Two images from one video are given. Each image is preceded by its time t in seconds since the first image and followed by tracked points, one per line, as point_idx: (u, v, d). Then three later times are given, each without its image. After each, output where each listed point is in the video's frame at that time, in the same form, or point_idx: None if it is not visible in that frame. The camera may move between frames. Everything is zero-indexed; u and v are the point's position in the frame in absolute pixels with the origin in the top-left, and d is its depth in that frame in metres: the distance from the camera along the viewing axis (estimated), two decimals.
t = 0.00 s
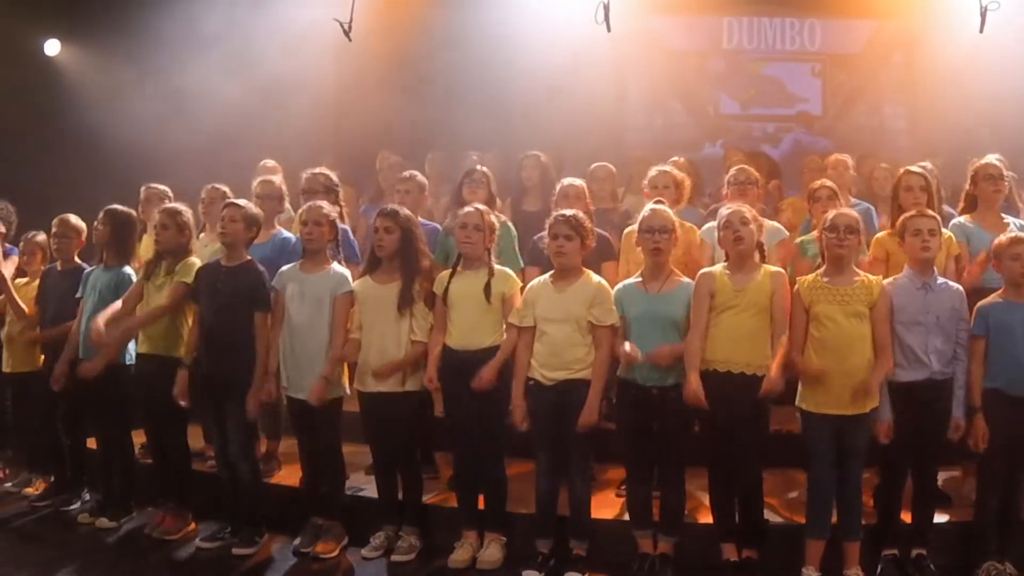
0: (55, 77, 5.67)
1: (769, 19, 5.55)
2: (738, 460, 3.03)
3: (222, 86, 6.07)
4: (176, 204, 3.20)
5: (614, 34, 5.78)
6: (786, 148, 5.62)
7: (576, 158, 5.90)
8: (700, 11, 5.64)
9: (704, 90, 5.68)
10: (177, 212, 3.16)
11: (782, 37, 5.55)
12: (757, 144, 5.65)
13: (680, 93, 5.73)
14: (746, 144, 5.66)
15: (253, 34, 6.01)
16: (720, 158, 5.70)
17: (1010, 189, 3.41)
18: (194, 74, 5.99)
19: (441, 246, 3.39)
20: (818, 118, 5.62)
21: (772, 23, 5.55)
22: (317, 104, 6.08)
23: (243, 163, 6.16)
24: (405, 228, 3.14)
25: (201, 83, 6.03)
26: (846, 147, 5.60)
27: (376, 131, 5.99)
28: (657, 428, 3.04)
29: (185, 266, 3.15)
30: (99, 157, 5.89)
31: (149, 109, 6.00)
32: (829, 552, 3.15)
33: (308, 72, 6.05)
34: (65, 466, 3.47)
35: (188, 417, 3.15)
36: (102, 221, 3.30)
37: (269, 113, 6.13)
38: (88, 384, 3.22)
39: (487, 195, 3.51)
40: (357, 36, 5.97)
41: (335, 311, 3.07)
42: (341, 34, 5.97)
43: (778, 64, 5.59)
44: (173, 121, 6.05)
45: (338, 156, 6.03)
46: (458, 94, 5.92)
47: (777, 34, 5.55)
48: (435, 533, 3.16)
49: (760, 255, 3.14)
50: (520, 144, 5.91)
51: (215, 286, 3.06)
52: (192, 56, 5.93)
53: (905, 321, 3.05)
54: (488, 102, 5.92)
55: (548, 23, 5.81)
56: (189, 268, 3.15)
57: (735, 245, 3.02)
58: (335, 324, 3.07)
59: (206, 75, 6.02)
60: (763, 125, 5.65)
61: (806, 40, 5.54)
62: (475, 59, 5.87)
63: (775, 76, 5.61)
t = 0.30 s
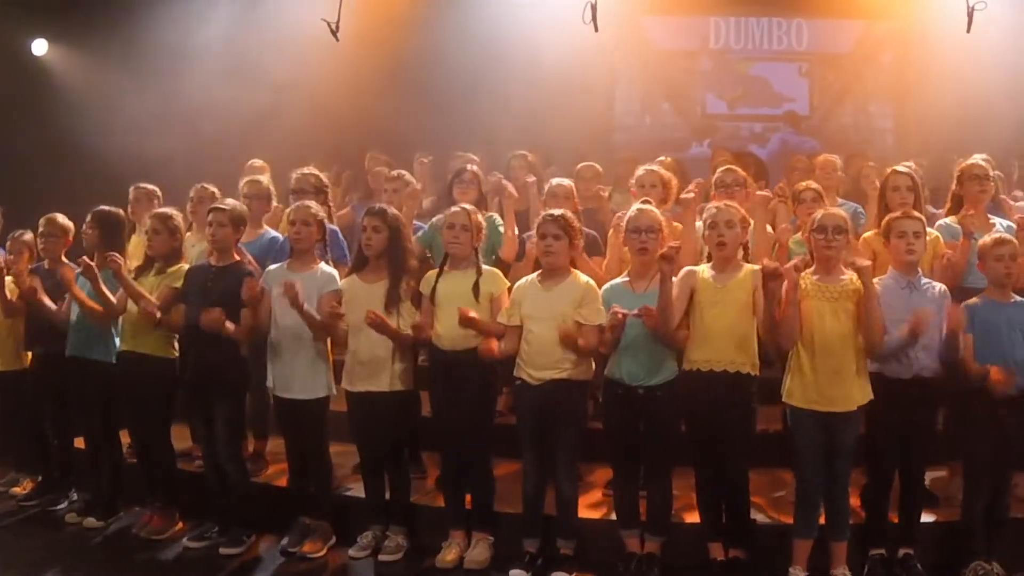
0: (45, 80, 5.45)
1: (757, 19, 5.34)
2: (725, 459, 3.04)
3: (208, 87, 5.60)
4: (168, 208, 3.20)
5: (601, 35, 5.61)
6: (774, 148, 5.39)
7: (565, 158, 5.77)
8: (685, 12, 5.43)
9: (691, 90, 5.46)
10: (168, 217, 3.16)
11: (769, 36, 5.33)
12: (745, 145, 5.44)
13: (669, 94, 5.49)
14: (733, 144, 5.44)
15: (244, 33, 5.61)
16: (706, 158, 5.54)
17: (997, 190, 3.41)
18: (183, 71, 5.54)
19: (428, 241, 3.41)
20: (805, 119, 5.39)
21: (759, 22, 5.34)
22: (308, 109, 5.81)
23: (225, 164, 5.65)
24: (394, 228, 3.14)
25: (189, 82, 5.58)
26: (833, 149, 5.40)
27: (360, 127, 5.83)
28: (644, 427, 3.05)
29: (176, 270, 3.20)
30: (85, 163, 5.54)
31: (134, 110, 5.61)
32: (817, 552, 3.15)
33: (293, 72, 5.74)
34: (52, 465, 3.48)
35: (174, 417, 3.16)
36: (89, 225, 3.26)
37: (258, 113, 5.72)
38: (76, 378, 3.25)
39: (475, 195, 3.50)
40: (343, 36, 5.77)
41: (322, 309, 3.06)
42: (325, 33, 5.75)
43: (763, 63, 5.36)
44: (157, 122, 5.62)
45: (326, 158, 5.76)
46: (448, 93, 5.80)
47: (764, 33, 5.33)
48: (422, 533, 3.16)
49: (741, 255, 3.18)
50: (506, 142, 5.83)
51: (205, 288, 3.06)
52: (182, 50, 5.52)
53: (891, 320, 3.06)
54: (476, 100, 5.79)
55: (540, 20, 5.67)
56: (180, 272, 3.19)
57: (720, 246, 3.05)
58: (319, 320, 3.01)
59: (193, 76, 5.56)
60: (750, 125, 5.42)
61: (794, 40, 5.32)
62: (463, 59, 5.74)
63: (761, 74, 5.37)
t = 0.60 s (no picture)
0: (30, 79, 5.56)
1: (742, 19, 5.52)
2: (710, 459, 3.04)
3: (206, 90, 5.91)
4: (154, 207, 3.22)
5: (587, 34, 5.77)
6: (759, 148, 5.54)
7: (549, 157, 5.85)
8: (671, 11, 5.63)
9: (677, 88, 5.59)
10: (153, 216, 3.18)
11: (753, 37, 5.51)
12: (729, 144, 5.57)
13: (651, 94, 5.65)
14: (719, 144, 5.56)
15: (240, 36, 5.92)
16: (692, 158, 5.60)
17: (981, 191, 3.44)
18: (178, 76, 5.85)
19: (416, 236, 3.43)
20: (791, 119, 5.56)
21: (744, 23, 5.52)
22: (296, 108, 5.97)
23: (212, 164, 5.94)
24: (380, 227, 3.13)
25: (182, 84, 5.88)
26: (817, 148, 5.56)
27: (351, 123, 5.95)
28: (630, 427, 3.06)
29: (161, 270, 3.18)
30: (77, 158, 5.70)
31: (128, 107, 5.84)
32: (801, 552, 3.15)
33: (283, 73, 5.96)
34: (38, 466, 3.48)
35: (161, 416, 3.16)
36: (76, 226, 3.28)
37: (247, 111, 5.97)
38: (63, 381, 3.24)
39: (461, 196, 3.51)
40: (328, 35, 5.90)
41: (308, 309, 3.07)
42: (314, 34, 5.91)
43: (750, 64, 5.53)
44: (150, 119, 5.87)
45: (309, 158, 5.93)
46: (434, 89, 5.90)
47: (749, 34, 5.52)
48: (408, 533, 3.17)
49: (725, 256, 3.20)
50: (489, 144, 5.88)
51: (190, 287, 3.06)
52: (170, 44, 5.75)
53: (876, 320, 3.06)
54: (462, 97, 5.90)
55: (522, 19, 5.80)
56: (165, 272, 3.18)
57: (706, 248, 3.05)
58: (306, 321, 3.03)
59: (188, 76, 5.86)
60: (735, 125, 5.58)
61: (778, 40, 5.51)
62: (446, 59, 5.86)
63: (747, 76, 5.54)
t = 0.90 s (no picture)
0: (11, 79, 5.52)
1: (727, 19, 5.68)
2: (693, 459, 3.05)
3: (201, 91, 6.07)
4: (133, 203, 3.22)
5: (570, 37, 5.93)
6: (743, 148, 5.79)
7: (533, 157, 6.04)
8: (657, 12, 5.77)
9: (662, 89, 5.83)
10: (132, 212, 3.17)
11: (738, 37, 5.70)
12: (714, 143, 5.82)
13: (635, 95, 5.89)
14: (703, 143, 5.81)
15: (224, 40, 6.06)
16: (676, 157, 5.88)
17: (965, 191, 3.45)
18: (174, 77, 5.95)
19: (398, 239, 3.40)
20: (774, 118, 5.79)
21: (728, 23, 5.69)
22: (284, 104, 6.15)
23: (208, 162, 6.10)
24: (365, 228, 3.12)
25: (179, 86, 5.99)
26: (801, 147, 5.80)
27: (340, 122, 6.16)
28: (612, 425, 3.07)
29: (140, 271, 3.15)
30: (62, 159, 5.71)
31: (122, 111, 5.89)
32: (785, 551, 3.16)
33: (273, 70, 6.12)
34: (22, 465, 3.46)
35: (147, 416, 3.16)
36: (60, 225, 3.31)
37: (235, 112, 6.14)
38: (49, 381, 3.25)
39: (444, 195, 3.51)
40: (314, 37, 6.05)
41: (293, 309, 3.08)
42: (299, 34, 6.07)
43: (733, 64, 5.74)
44: (146, 121, 5.94)
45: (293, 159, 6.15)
46: (416, 88, 6.11)
47: (734, 34, 5.69)
48: (392, 533, 3.18)
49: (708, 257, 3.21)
50: (474, 144, 6.13)
51: (174, 287, 3.05)
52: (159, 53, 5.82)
53: (859, 321, 3.07)
54: (444, 95, 6.10)
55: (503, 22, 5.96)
56: (145, 273, 3.15)
57: (690, 248, 3.06)
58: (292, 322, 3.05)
59: (187, 78, 6.00)
60: (719, 125, 5.82)
61: (762, 40, 5.70)
62: (430, 59, 6.03)
63: (730, 75, 5.77)
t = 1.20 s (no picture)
0: None
1: (708, 20, 5.64)
2: (674, 459, 3.06)
3: (185, 89, 5.99)
4: (105, 205, 3.21)
5: (552, 37, 5.92)
6: (725, 148, 5.72)
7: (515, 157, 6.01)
8: (639, 13, 5.76)
9: (643, 90, 5.83)
10: (105, 212, 3.16)
11: (721, 37, 5.65)
12: (696, 143, 5.77)
13: (618, 94, 5.88)
14: (684, 144, 5.78)
15: (205, 37, 5.95)
16: (659, 157, 5.83)
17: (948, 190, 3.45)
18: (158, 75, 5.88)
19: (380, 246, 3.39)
20: (756, 118, 5.76)
21: (710, 23, 5.66)
22: (265, 101, 6.10)
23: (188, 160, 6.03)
24: (347, 227, 3.12)
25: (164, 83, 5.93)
26: (784, 148, 5.79)
27: (322, 121, 6.12)
28: (594, 425, 3.07)
29: (117, 276, 3.14)
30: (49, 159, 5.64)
31: (110, 109, 5.84)
32: (767, 551, 3.16)
33: (252, 69, 6.06)
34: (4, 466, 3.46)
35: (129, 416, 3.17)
36: (43, 226, 3.32)
37: (223, 107, 6.08)
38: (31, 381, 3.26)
39: (426, 194, 3.51)
40: (297, 36, 6.00)
41: (276, 309, 3.08)
42: (281, 34, 6.00)
43: (716, 64, 5.70)
44: (133, 118, 5.88)
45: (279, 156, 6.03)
46: (403, 88, 6.07)
47: (716, 34, 5.66)
48: (375, 533, 3.18)
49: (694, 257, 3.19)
50: (458, 144, 6.08)
51: (154, 288, 3.05)
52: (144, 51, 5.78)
53: (843, 322, 3.06)
54: (428, 95, 6.07)
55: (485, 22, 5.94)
56: (122, 278, 3.14)
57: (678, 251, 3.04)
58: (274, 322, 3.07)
59: (170, 78, 5.94)
60: (701, 125, 5.78)
61: (745, 40, 5.66)
62: (414, 57, 5.99)
63: (714, 75, 5.73)
